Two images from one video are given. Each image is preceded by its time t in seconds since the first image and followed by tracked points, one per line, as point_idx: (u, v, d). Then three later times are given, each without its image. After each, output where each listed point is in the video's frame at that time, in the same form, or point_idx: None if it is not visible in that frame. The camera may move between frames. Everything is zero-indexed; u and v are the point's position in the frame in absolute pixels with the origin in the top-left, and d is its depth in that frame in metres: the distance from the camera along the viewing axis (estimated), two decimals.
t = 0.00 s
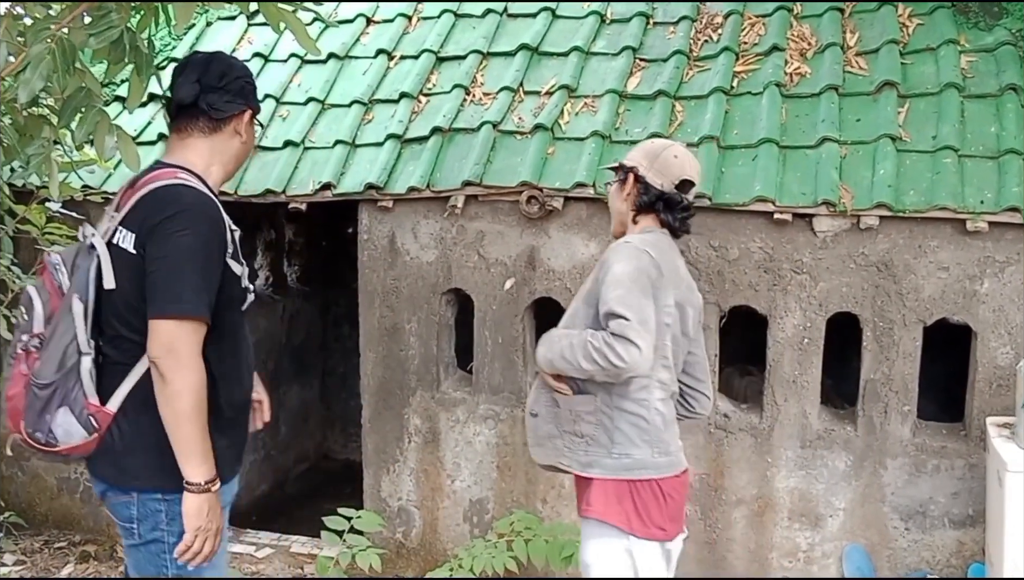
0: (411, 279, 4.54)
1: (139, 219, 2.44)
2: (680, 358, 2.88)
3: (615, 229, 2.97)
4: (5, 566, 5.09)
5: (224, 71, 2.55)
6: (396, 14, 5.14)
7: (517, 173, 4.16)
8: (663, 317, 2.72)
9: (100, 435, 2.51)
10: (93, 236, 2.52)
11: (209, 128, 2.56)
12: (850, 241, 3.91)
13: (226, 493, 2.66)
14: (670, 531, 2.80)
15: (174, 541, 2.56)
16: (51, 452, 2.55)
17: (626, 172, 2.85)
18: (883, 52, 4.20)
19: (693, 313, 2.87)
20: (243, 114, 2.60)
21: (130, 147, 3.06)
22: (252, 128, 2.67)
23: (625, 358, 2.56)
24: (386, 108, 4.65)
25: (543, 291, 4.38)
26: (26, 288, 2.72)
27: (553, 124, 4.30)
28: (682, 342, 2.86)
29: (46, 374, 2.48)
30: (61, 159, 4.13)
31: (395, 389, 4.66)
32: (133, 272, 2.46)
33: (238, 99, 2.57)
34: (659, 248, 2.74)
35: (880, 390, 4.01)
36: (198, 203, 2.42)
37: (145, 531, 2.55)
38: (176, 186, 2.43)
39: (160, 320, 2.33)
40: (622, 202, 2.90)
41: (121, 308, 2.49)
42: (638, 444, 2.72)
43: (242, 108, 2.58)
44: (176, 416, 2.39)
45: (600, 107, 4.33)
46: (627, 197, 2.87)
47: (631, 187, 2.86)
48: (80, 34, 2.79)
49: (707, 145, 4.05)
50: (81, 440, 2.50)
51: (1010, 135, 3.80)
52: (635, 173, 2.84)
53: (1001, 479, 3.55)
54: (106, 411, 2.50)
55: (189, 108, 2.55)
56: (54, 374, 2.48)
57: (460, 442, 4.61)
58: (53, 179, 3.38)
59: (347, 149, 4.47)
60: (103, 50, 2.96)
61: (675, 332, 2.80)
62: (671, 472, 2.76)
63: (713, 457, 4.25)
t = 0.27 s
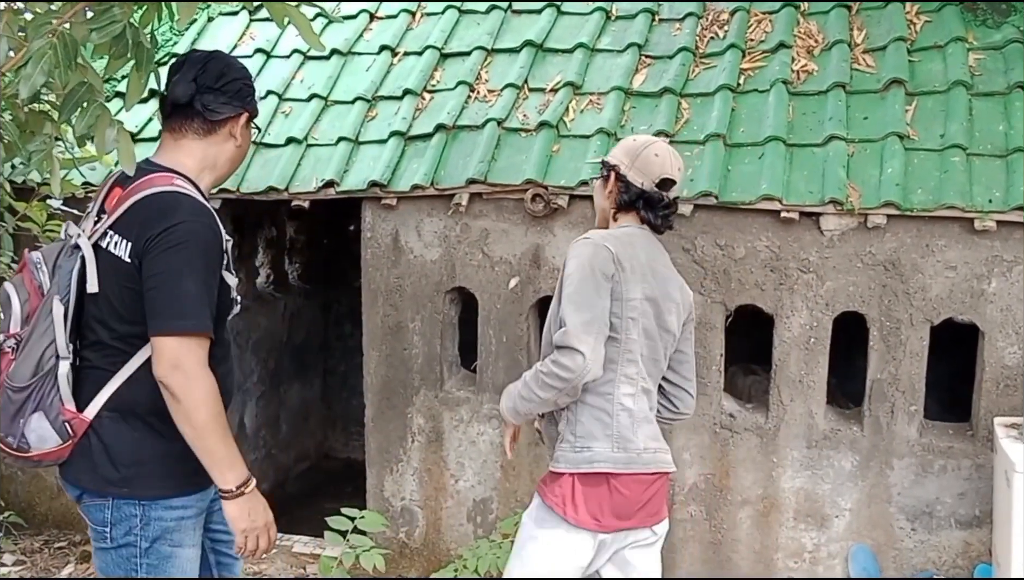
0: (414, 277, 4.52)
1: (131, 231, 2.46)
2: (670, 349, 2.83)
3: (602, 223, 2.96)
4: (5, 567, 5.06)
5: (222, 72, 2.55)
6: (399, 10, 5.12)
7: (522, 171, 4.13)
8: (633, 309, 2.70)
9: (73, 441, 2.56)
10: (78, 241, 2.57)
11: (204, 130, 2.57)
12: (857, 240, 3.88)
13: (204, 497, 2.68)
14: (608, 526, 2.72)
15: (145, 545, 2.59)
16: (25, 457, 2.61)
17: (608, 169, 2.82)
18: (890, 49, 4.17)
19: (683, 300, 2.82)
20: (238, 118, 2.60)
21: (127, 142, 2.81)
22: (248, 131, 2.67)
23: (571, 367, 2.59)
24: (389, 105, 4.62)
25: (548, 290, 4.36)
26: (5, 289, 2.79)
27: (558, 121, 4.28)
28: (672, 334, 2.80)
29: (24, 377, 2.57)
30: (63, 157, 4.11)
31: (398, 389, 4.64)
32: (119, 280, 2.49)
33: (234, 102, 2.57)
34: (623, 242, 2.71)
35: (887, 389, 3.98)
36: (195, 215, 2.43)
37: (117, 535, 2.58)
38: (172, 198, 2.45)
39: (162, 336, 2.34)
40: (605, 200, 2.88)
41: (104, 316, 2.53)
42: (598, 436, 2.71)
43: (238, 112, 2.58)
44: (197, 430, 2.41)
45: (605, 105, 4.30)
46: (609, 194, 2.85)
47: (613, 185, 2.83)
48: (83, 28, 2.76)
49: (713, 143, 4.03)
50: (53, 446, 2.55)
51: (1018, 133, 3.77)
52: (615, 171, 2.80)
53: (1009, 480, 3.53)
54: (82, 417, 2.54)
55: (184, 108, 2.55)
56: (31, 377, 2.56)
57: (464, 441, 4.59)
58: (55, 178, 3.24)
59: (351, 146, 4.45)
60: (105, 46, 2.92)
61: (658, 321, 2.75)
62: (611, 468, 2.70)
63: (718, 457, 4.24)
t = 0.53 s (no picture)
0: (420, 276, 4.49)
1: (136, 230, 2.39)
2: (628, 349, 2.73)
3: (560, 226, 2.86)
4: (6, 567, 5.03)
5: (231, 70, 2.51)
6: (404, 5, 5.08)
7: (530, 169, 4.10)
8: (577, 313, 2.62)
9: (75, 445, 2.48)
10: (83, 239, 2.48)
11: (211, 129, 2.52)
12: (868, 240, 3.86)
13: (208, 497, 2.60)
14: (551, 524, 2.69)
15: (150, 548, 2.50)
16: (25, 460, 2.52)
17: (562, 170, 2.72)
18: (901, 47, 4.14)
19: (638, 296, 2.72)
20: (245, 118, 2.55)
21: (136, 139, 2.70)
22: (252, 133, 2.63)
23: (512, 387, 2.55)
24: (395, 101, 4.58)
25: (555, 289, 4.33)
26: (5, 285, 2.70)
27: (566, 118, 4.24)
28: (628, 333, 2.70)
29: (25, 378, 2.48)
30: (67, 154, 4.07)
31: (404, 388, 4.61)
32: (123, 281, 2.41)
33: (243, 102, 2.52)
34: (559, 250, 2.64)
35: (897, 390, 3.96)
36: (201, 217, 2.36)
37: (122, 538, 2.50)
38: (179, 198, 2.39)
39: (160, 338, 2.29)
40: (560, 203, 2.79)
41: (109, 317, 2.44)
42: (543, 444, 2.66)
43: (245, 111, 2.54)
44: (179, 436, 2.37)
45: (613, 102, 4.27)
46: (563, 197, 2.75)
47: (566, 188, 2.73)
48: (90, 23, 2.68)
49: (723, 142, 4.00)
50: (54, 450, 2.47)
51: None
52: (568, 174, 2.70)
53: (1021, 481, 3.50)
54: (85, 420, 2.46)
55: (192, 107, 2.50)
56: (33, 379, 2.47)
57: (470, 441, 4.57)
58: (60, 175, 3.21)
59: (356, 144, 4.41)
60: (114, 40, 2.88)
61: (609, 322, 2.66)
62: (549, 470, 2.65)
63: (726, 457, 4.22)
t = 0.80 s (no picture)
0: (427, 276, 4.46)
1: (155, 228, 2.44)
2: (551, 351, 2.75)
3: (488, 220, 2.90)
4: (9, 568, 5.00)
5: (244, 72, 2.54)
6: (410, 2, 5.04)
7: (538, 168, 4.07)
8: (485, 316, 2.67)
9: (87, 441, 2.54)
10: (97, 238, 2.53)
11: (225, 131, 2.55)
12: (879, 240, 3.83)
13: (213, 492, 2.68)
14: (471, 515, 2.75)
15: (159, 545, 2.58)
16: (33, 454, 2.57)
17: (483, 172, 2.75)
18: (913, 45, 4.10)
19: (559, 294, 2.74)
20: (259, 119, 2.59)
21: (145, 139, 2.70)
22: (264, 134, 2.66)
23: (414, 394, 2.66)
24: (401, 99, 4.54)
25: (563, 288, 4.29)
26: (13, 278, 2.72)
27: (574, 117, 4.21)
28: (546, 331, 2.72)
29: (38, 375, 2.52)
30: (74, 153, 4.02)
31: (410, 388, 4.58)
32: (140, 280, 2.46)
33: (256, 103, 2.56)
34: (464, 257, 2.69)
35: (909, 391, 3.93)
36: (220, 217, 2.42)
37: (131, 535, 2.56)
38: (199, 200, 2.44)
39: (170, 335, 2.35)
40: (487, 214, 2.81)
41: (124, 315, 2.49)
42: (451, 444, 2.73)
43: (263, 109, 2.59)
44: (182, 433, 2.43)
45: (622, 100, 4.24)
46: (483, 197, 2.78)
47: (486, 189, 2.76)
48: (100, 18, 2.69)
49: (733, 140, 3.97)
50: (66, 446, 2.52)
51: None
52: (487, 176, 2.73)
53: None
54: (97, 418, 2.52)
55: (207, 109, 2.52)
56: (46, 375, 2.52)
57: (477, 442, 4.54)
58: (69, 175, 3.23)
59: (362, 142, 4.37)
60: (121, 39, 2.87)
61: (524, 322, 2.69)
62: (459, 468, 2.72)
63: (736, 458, 4.20)
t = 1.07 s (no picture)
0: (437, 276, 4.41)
1: (179, 220, 2.48)
2: (489, 331, 2.94)
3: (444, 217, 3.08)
4: (16, 568, 4.93)
5: (260, 80, 2.58)
6: None
7: (550, 167, 4.02)
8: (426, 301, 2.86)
9: (105, 429, 2.57)
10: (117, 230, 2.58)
11: (240, 135, 2.59)
12: (897, 240, 3.78)
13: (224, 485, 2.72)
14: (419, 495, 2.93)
15: (176, 534, 2.61)
16: (49, 443, 2.56)
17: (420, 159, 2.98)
18: (930, 43, 4.06)
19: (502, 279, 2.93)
20: (272, 124, 2.64)
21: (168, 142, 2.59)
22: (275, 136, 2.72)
23: (355, 373, 2.86)
24: (410, 98, 4.49)
25: (574, 289, 4.25)
26: (32, 272, 2.72)
27: (586, 116, 4.16)
28: (490, 315, 2.92)
29: (59, 362, 2.52)
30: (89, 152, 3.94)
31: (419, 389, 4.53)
32: (162, 271, 2.51)
33: (272, 110, 2.61)
34: (408, 241, 2.85)
35: (926, 393, 3.89)
36: (241, 210, 2.47)
37: (148, 524, 2.58)
38: (223, 193, 2.49)
39: (200, 323, 2.35)
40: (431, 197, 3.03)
41: (148, 305, 2.54)
42: (396, 422, 2.93)
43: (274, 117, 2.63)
44: (219, 420, 2.40)
45: (634, 99, 4.19)
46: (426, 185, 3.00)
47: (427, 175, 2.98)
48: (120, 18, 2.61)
49: (748, 140, 3.92)
50: (85, 433, 2.54)
51: None
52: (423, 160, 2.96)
53: None
54: (117, 407, 2.55)
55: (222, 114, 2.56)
56: (67, 363, 2.53)
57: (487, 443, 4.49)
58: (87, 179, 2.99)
59: (371, 141, 4.33)
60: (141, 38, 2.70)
61: (466, 304, 2.89)
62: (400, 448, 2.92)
63: (750, 461, 4.15)
